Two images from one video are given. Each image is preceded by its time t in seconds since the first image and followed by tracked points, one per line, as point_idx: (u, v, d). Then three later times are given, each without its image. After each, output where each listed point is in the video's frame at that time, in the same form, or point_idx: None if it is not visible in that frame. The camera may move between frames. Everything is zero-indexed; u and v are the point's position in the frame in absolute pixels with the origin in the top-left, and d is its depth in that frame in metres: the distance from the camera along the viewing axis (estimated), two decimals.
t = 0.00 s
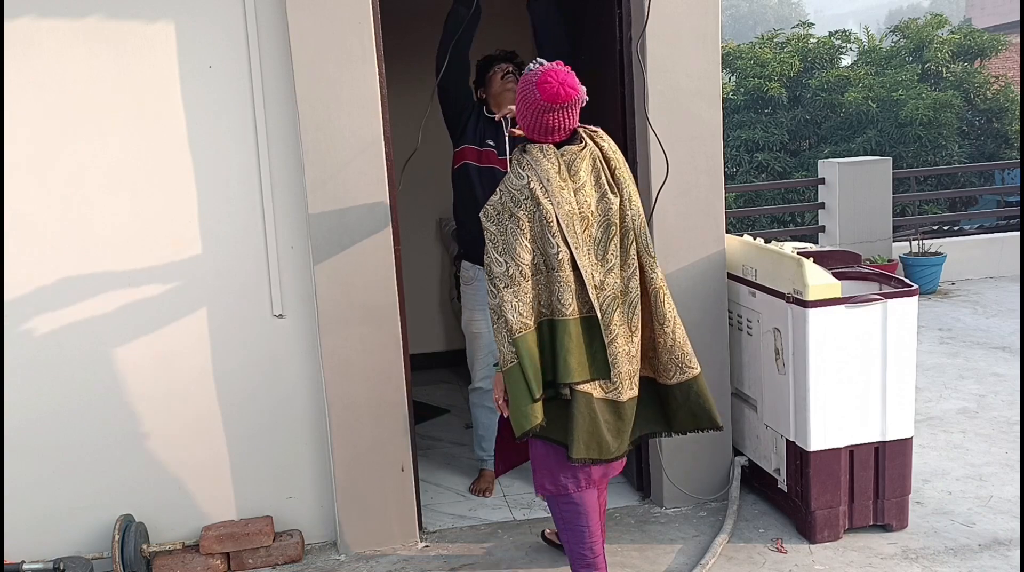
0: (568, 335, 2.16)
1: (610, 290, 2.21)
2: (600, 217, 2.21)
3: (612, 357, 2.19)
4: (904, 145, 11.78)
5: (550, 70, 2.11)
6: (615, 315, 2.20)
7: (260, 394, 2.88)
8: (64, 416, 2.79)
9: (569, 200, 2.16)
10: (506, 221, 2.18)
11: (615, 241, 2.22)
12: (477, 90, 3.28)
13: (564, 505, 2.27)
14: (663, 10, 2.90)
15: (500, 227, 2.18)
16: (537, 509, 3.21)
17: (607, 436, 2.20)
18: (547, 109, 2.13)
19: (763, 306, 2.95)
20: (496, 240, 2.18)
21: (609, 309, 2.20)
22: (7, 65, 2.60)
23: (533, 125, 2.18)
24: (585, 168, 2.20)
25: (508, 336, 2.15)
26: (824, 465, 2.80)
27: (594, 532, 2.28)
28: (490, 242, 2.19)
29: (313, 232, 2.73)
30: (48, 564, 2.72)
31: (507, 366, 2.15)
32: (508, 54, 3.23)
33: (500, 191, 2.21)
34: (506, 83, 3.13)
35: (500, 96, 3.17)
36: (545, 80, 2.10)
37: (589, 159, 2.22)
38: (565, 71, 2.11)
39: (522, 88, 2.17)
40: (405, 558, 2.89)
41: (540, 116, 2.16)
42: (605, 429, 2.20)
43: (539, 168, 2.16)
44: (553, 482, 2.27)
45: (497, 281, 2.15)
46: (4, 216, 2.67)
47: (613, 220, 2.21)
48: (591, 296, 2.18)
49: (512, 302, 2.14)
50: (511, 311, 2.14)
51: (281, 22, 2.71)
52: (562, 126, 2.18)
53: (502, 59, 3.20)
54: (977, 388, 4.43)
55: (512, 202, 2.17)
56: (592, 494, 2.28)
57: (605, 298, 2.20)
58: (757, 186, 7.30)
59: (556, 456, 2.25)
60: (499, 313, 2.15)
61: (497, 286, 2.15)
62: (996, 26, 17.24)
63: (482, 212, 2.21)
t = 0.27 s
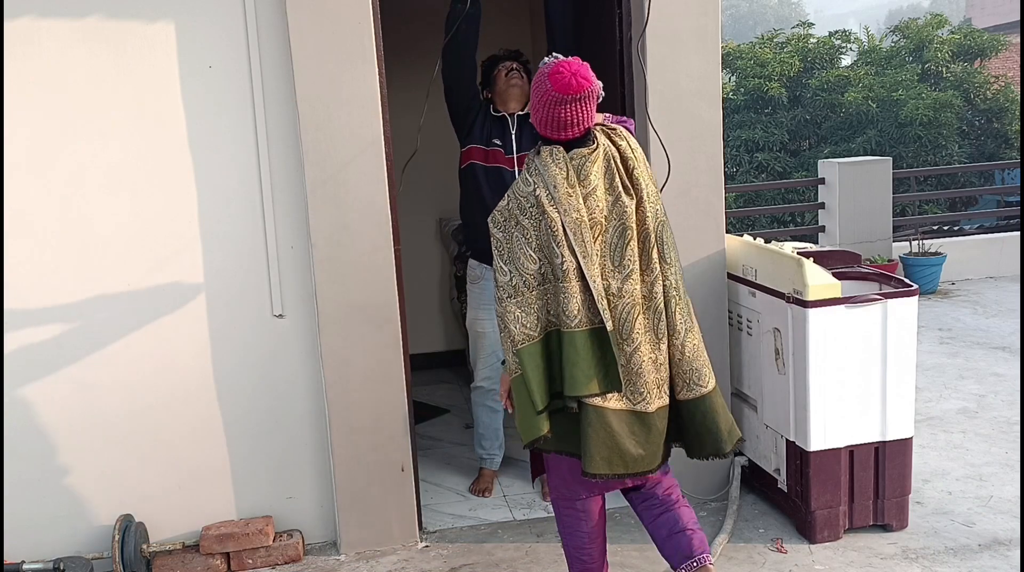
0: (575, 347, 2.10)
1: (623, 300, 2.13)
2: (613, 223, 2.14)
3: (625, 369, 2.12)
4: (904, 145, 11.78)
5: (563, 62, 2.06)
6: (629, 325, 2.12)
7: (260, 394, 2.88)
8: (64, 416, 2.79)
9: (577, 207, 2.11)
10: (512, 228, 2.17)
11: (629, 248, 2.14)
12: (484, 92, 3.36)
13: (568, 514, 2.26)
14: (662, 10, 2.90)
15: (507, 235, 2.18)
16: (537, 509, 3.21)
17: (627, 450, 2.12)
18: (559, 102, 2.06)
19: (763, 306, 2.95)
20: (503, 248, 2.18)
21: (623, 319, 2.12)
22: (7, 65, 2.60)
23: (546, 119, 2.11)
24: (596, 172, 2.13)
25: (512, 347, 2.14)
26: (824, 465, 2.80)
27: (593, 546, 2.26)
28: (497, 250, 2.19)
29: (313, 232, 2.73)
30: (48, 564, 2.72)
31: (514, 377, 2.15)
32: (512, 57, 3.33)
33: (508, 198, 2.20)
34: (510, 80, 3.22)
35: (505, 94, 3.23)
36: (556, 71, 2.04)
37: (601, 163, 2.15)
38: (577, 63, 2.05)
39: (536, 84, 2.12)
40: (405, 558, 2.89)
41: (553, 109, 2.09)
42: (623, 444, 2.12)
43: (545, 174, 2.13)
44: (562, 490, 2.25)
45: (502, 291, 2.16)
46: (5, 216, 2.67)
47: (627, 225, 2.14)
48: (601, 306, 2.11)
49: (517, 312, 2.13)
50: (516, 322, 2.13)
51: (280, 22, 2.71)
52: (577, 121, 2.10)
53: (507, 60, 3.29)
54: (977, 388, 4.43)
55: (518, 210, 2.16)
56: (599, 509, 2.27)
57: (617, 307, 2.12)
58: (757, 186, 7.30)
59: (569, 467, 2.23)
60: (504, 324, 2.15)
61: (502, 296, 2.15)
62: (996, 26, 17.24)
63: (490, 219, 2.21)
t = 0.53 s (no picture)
0: (612, 354, 1.97)
1: (671, 311, 1.98)
2: (667, 229, 2.00)
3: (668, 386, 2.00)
4: (904, 146, 11.79)
5: (628, 60, 1.98)
6: (676, 340, 1.98)
7: (260, 394, 2.88)
8: (65, 416, 2.79)
9: (628, 207, 1.98)
10: (561, 229, 2.07)
11: (681, 258, 1.99)
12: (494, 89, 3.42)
13: (584, 523, 2.16)
14: (662, 10, 2.90)
15: (555, 235, 2.08)
16: (537, 509, 3.21)
17: (649, 471, 1.99)
18: (627, 101, 1.97)
19: (763, 306, 2.95)
20: (551, 248, 2.08)
21: (670, 333, 1.99)
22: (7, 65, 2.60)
23: (610, 119, 2.01)
24: (651, 173, 2.01)
25: (556, 352, 2.04)
26: (824, 465, 2.80)
27: (601, 559, 2.16)
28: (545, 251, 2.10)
29: (313, 233, 2.73)
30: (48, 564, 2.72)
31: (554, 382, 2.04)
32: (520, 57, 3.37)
33: (559, 197, 2.10)
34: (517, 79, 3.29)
35: (512, 94, 3.31)
36: (624, 69, 1.97)
37: (658, 165, 2.03)
38: (645, 61, 1.98)
39: (599, 83, 2.03)
40: (405, 558, 2.89)
41: (618, 109, 1.99)
42: (647, 467, 1.99)
43: (597, 173, 2.02)
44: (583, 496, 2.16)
45: (548, 293, 2.07)
46: (5, 216, 2.67)
47: (680, 232, 1.99)
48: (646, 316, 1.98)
49: (562, 315, 2.04)
50: (561, 325, 2.04)
51: (280, 22, 2.71)
52: (643, 122, 2.01)
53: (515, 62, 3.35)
54: (977, 388, 4.43)
55: (568, 210, 2.06)
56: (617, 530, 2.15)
57: (664, 319, 1.99)
58: (757, 186, 7.30)
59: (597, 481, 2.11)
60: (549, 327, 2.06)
61: (548, 298, 2.07)
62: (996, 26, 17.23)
63: (539, 218, 2.12)
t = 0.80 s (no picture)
0: (655, 357, 1.81)
1: (711, 315, 1.85)
2: (706, 226, 1.88)
3: (711, 396, 1.86)
4: (904, 146, 11.79)
5: (675, 46, 1.86)
6: (716, 346, 1.85)
7: (260, 395, 2.88)
8: (65, 416, 2.79)
9: (668, 198, 1.85)
10: (593, 221, 1.89)
11: (723, 256, 1.86)
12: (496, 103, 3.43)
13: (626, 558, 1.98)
14: (662, 10, 2.90)
15: (588, 227, 1.90)
16: (537, 509, 3.21)
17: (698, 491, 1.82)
18: (672, 88, 1.85)
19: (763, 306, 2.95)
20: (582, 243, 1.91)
21: (710, 338, 1.85)
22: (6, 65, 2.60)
23: (651, 107, 1.88)
24: (691, 165, 1.88)
25: (597, 357, 1.87)
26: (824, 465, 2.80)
27: None
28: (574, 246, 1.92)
29: (313, 233, 2.73)
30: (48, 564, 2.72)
31: (594, 390, 1.88)
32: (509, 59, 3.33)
33: (590, 186, 1.93)
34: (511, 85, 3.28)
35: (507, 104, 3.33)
36: (672, 54, 1.84)
37: (699, 158, 1.90)
38: (693, 48, 1.86)
39: (640, 68, 1.90)
40: (405, 558, 2.89)
41: (660, 97, 1.87)
42: (698, 488, 1.83)
43: (635, 161, 1.87)
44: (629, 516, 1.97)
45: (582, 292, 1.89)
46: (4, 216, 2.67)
47: (721, 229, 1.87)
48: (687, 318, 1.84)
49: (600, 316, 1.86)
50: (599, 327, 1.86)
51: (280, 22, 2.71)
52: (684, 112, 1.89)
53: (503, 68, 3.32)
54: (977, 388, 4.43)
55: (602, 200, 1.89)
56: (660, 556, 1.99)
57: (706, 322, 1.85)
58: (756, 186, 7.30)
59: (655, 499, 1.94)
60: (585, 329, 1.89)
61: (582, 297, 1.89)
62: (996, 26, 17.23)
63: (568, 210, 1.93)
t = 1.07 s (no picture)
0: (654, 382, 1.80)
1: (706, 333, 1.87)
2: (701, 238, 1.90)
3: (706, 417, 1.86)
4: (904, 145, 11.79)
5: (660, 41, 1.81)
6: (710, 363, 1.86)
7: (259, 395, 2.88)
8: (65, 417, 2.79)
9: (667, 210, 1.83)
10: (584, 234, 1.85)
11: (717, 271, 1.89)
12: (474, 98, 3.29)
13: None
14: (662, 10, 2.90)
15: (578, 241, 1.85)
16: (537, 509, 3.21)
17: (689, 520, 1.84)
18: (654, 84, 1.79)
19: (763, 305, 2.95)
20: (573, 258, 1.85)
21: (705, 355, 1.86)
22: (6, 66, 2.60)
23: (632, 105, 1.83)
24: (685, 174, 1.89)
25: (589, 384, 1.84)
26: (824, 465, 2.80)
27: None
28: (563, 261, 1.86)
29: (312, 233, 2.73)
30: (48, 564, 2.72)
31: (585, 416, 1.85)
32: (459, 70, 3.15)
33: (578, 195, 1.87)
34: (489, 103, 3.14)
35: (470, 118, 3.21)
36: (655, 49, 1.80)
37: (690, 167, 1.91)
38: (678, 44, 1.82)
39: (622, 63, 1.84)
40: (405, 558, 2.89)
41: (642, 94, 1.82)
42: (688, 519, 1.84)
43: (631, 169, 1.83)
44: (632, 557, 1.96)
45: (574, 311, 1.84)
46: (5, 216, 2.67)
47: (716, 242, 1.90)
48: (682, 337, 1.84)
49: (594, 338, 1.83)
50: (593, 349, 1.83)
51: (280, 22, 2.71)
52: (667, 112, 1.84)
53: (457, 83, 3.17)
54: (976, 388, 4.43)
55: (595, 212, 1.84)
56: None
57: (701, 340, 1.86)
58: (757, 186, 7.30)
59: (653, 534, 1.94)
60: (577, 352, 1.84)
61: (574, 318, 1.85)
62: (996, 26, 17.23)
63: (554, 221, 1.87)
